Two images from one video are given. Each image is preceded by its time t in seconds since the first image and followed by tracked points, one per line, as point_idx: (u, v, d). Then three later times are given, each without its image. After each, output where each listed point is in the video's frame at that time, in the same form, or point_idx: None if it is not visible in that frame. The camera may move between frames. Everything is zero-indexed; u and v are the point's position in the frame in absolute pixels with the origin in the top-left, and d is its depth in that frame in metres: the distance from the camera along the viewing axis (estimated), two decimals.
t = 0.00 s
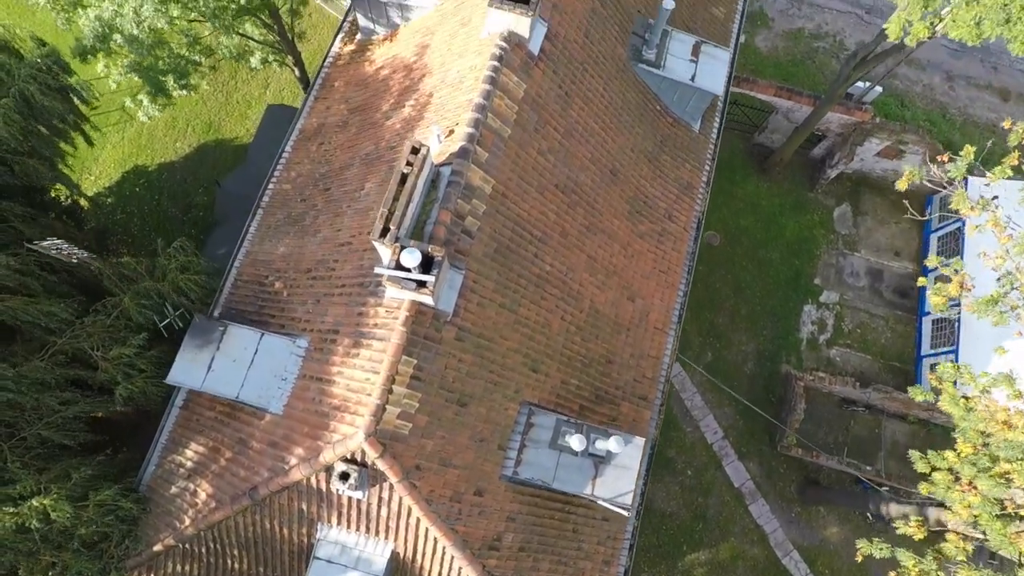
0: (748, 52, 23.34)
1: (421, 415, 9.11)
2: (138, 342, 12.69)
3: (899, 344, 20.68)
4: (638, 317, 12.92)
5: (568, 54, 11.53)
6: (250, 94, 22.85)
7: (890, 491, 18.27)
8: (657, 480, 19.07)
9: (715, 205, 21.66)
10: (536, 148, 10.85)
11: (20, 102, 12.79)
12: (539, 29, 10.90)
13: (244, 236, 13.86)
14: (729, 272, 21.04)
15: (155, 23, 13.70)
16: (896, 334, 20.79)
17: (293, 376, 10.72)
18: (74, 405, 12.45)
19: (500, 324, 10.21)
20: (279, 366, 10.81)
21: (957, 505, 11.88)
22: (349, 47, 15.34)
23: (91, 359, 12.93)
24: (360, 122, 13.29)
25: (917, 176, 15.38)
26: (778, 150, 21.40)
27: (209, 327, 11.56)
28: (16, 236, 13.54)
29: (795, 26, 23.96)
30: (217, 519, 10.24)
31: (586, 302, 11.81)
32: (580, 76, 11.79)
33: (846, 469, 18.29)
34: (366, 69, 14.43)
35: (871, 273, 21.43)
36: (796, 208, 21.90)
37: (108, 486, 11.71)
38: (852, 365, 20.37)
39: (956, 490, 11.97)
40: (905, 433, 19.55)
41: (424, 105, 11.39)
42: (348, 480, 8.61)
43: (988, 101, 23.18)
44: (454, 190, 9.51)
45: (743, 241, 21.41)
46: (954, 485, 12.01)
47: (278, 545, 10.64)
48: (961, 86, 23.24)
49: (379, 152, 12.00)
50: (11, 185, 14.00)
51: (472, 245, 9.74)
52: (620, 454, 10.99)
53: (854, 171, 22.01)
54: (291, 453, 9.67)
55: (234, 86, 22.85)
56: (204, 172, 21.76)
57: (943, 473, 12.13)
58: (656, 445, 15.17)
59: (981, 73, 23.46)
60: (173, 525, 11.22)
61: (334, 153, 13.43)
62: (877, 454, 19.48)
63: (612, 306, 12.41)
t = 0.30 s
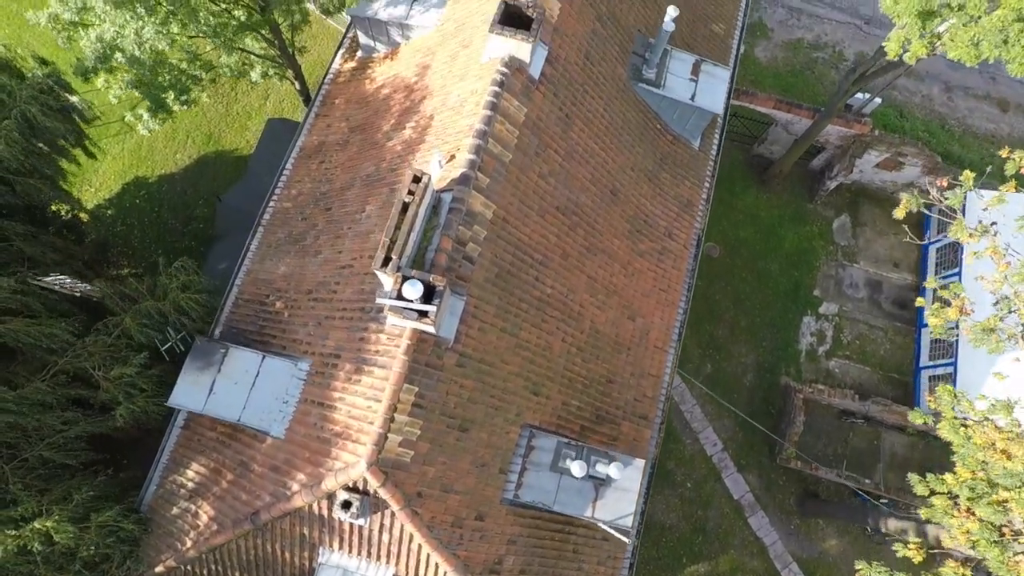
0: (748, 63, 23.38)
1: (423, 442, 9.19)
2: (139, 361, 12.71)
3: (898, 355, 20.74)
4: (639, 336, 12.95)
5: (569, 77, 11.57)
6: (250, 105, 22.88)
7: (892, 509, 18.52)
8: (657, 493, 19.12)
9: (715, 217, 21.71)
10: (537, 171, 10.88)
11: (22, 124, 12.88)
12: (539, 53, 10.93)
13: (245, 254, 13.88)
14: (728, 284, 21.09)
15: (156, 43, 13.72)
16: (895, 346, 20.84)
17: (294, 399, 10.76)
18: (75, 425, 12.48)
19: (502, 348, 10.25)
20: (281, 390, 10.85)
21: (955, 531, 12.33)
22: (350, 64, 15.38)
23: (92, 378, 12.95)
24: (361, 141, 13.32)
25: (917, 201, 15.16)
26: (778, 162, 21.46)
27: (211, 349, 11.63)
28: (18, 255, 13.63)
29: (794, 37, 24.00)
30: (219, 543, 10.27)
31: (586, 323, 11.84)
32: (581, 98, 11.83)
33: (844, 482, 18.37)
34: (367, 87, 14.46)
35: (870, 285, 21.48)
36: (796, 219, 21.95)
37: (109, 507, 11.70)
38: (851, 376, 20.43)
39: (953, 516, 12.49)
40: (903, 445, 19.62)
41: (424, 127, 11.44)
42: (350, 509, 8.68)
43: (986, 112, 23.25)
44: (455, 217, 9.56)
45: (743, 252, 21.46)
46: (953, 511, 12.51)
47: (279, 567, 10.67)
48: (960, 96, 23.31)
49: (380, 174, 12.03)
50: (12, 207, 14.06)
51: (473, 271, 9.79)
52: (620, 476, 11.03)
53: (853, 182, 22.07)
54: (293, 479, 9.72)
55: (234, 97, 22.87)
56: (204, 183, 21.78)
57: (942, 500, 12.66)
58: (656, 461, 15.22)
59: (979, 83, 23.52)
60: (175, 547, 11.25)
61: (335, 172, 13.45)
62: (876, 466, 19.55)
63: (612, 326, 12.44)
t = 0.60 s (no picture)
0: (736, 67, 23.50)
1: (423, 469, 9.23)
2: (134, 389, 12.63)
3: (891, 355, 20.90)
4: (634, 350, 13.00)
5: (559, 95, 11.59)
6: (239, 121, 22.77)
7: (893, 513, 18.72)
8: (657, 499, 19.20)
9: (707, 222, 21.81)
10: (529, 192, 10.91)
11: (10, 154, 12.91)
12: (529, 74, 10.96)
13: (238, 277, 13.82)
14: (722, 289, 21.20)
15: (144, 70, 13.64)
16: (889, 346, 21.01)
17: (292, 427, 10.75)
18: (72, 457, 12.45)
19: (499, 371, 10.28)
20: (279, 417, 10.86)
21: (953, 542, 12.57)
22: (339, 83, 15.31)
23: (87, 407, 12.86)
24: (352, 163, 13.28)
25: (902, 219, 15.63)
26: (768, 166, 21.57)
27: (207, 378, 11.60)
28: (10, 286, 13.65)
29: (781, 40, 24.12)
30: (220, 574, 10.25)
31: (582, 340, 11.88)
32: (571, 116, 11.86)
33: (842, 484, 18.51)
34: (357, 107, 14.42)
35: (862, 285, 21.64)
36: (787, 222, 22.08)
37: (108, 538, 11.66)
38: (845, 377, 20.59)
39: (950, 527, 12.75)
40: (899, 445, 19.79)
41: (416, 150, 11.43)
42: (352, 540, 8.75)
43: (972, 110, 23.46)
44: (449, 243, 9.58)
45: (735, 257, 21.58)
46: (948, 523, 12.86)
47: None
48: (946, 96, 23.51)
49: (373, 196, 11.99)
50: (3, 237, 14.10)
51: (468, 296, 9.81)
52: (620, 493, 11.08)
53: (843, 184, 22.21)
54: (293, 509, 9.73)
55: (222, 113, 22.75)
56: (195, 201, 21.68)
57: (939, 512, 12.99)
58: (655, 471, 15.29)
59: (965, 83, 23.73)
60: None
61: (327, 193, 13.41)
62: (872, 466, 19.70)
63: (608, 341, 12.48)
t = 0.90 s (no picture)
0: (676, 45, 23.81)
1: (430, 496, 9.20)
2: (124, 459, 12.31)
3: (865, 304, 21.47)
4: (619, 342, 13.14)
5: (507, 103, 11.61)
6: (188, 165, 22.23)
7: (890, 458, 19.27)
8: (662, 480, 19.46)
9: (670, 201, 22.10)
10: (492, 204, 10.92)
11: None
12: (475, 86, 10.97)
13: (211, 328, 13.54)
14: (695, 264, 21.51)
15: (80, 132, 13.11)
16: (861, 296, 21.57)
17: (291, 472, 10.62)
18: (69, 537, 12.23)
19: (490, 385, 10.30)
20: (276, 465, 10.73)
21: (949, 482, 13.01)
22: (284, 115, 14.85)
23: (77, 484, 12.48)
24: (310, 197, 13.08)
25: (856, 181, 16.42)
26: (720, 138, 21.93)
27: (196, 437, 11.33)
28: None
29: (716, 12, 24.48)
30: None
31: (566, 341, 11.96)
32: (522, 121, 11.89)
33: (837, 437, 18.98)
34: (306, 138, 14.06)
35: (827, 241, 22.16)
36: (748, 190, 22.48)
37: None
38: (825, 333, 21.09)
39: (944, 469, 13.18)
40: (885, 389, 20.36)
41: (372, 177, 11.31)
42: None
43: (907, 57, 24.15)
44: (421, 267, 9.55)
45: (703, 231, 21.90)
46: (942, 465, 13.27)
47: None
48: (880, 47, 24.15)
49: (337, 229, 11.80)
50: None
51: (448, 317, 9.80)
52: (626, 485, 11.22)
53: (795, 145, 22.69)
54: (305, 556, 9.65)
55: (169, 159, 22.19)
56: (155, 253, 21.16)
57: (932, 457, 13.38)
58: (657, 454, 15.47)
59: (896, 32, 24.41)
60: None
61: (290, 231, 13.19)
62: (863, 415, 20.24)
63: (592, 337, 12.58)
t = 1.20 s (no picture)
0: (615, 28, 24.03)
1: (438, 511, 9.20)
2: (121, 521, 12.01)
3: (832, 256, 22.00)
4: (602, 329, 13.27)
5: (457, 110, 11.61)
6: (142, 212, 21.71)
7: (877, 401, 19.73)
8: (663, 456, 19.74)
9: (632, 182, 22.35)
10: (457, 212, 10.93)
11: None
12: (422, 98, 10.94)
13: (192, 375, 13.30)
14: (664, 240, 21.81)
15: (26, 198, 12.67)
16: (828, 249, 22.09)
17: (296, 508, 10.49)
18: None
19: (481, 391, 10.33)
20: (279, 503, 10.61)
21: (933, 419, 13.46)
22: (234, 151, 14.59)
23: (78, 554, 12.19)
24: (272, 230, 12.87)
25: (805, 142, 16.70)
26: (671, 114, 22.24)
27: (195, 488, 11.13)
28: None
29: None
30: None
31: (550, 336, 12.04)
32: (475, 126, 11.92)
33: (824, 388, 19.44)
34: (260, 171, 13.81)
35: (788, 200, 22.65)
36: (705, 161, 22.84)
37: None
38: (798, 289, 21.57)
39: (927, 406, 13.63)
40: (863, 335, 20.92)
41: (332, 202, 11.16)
42: None
43: (838, 11, 24.76)
44: (395, 286, 9.51)
45: (667, 207, 22.20)
46: (924, 403, 13.69)
47: None
48: (811, 4, 24.71)
49: (304, 259, 11.60)
50: None
51: (430, 331, 9.79)
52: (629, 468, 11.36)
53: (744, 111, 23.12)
54: None
55: (122, 210, 21.66)
56: (121, 307, 20.66)
57: (914, 396, 13.78)
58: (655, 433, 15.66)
59: None
60: None
61: (257, 267, 12.98)
62: (846, 363, 20.77)
63: (575, 328, 12.68)
